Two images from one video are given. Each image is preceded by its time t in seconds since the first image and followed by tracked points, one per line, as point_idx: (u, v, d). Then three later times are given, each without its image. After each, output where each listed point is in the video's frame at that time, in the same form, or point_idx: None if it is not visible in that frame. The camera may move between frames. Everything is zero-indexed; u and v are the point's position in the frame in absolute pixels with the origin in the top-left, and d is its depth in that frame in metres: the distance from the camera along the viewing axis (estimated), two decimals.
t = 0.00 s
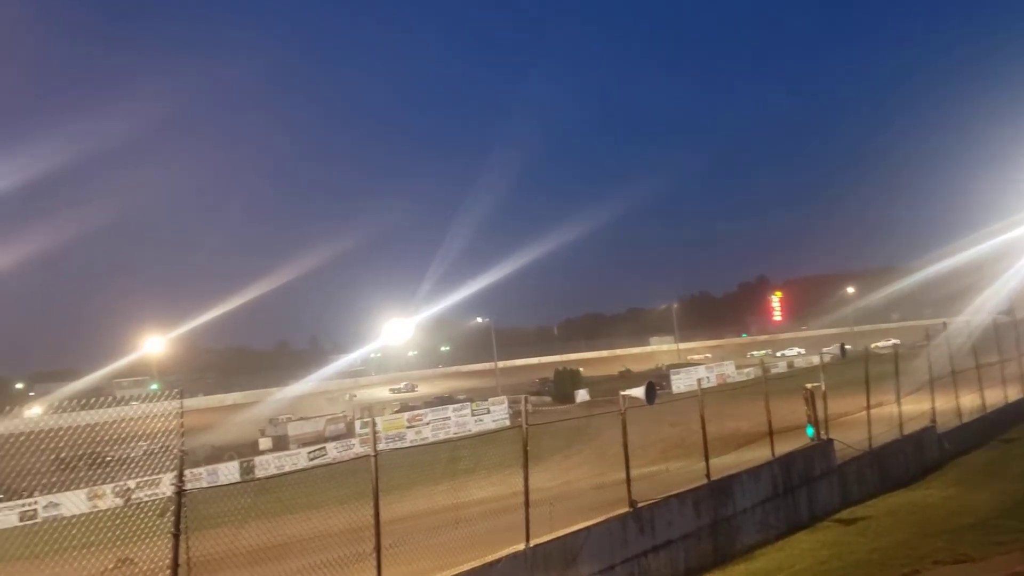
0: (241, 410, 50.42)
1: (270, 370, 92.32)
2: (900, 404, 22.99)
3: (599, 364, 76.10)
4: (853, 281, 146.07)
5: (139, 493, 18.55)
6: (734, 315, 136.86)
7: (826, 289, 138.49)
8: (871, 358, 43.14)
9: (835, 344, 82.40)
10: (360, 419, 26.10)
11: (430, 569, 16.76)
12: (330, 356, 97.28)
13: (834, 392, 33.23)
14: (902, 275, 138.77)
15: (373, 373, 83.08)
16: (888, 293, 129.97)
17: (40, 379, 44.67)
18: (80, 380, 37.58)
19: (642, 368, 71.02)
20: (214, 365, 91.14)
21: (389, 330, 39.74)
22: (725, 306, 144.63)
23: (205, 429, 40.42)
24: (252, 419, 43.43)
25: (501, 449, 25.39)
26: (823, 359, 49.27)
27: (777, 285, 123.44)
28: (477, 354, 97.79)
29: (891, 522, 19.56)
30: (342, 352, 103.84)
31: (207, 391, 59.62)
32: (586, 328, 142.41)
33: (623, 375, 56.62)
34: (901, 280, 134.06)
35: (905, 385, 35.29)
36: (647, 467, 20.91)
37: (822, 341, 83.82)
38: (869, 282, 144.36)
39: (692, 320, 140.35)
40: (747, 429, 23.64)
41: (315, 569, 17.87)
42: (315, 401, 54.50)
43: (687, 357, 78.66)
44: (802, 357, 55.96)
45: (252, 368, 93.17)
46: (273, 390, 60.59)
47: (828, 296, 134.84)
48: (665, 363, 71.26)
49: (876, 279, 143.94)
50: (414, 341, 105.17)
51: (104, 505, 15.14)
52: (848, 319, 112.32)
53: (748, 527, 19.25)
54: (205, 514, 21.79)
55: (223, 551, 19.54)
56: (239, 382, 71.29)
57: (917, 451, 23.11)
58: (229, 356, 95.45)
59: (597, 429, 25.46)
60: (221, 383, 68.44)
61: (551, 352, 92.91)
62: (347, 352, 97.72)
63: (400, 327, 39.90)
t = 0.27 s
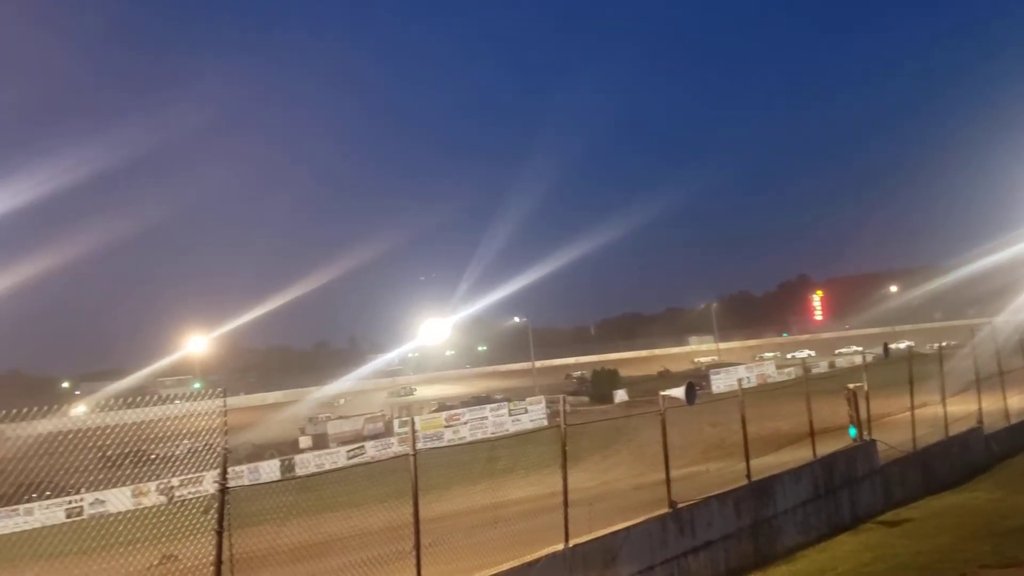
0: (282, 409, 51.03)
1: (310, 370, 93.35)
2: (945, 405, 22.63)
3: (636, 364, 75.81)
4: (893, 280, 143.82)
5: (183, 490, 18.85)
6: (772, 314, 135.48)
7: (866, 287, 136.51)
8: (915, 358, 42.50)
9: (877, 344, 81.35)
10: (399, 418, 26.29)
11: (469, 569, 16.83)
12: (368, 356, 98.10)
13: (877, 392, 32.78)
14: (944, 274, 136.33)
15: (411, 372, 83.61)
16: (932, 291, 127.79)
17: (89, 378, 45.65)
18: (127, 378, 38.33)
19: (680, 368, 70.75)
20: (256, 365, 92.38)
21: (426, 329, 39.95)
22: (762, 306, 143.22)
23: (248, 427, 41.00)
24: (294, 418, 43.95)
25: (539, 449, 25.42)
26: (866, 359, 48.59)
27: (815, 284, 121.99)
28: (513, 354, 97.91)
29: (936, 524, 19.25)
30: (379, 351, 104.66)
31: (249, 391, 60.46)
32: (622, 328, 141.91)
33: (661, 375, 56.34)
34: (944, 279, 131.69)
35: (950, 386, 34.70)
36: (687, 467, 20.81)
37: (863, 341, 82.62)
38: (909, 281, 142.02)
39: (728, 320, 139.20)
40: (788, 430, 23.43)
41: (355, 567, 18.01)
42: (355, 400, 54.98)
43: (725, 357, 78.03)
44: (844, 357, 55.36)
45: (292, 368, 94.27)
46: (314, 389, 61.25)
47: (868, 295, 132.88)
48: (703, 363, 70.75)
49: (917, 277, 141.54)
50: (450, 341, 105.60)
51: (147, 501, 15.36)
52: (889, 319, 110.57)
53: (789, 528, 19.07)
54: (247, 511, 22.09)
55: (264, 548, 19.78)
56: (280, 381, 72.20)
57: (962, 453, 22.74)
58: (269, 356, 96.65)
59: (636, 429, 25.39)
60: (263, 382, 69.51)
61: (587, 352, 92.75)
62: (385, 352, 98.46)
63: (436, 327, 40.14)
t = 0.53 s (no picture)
0: (328, 408, 51.64)
1: (355, 369, 94.33)
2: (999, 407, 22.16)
3: (679, 365, 75.30)
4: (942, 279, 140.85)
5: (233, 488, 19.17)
6: (816, 315, 133.59)
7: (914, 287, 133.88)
8: (969, 359, 41.59)
9: (928, 346, 79.78)
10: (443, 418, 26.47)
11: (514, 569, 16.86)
12: (411, 356, 98.82)
13: (929, 394, 32.18)
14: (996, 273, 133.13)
15: (454, 373, 84.05)
16: (984, 290, 124.89)
17: (144, 378, 46.70)
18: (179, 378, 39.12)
19: (725, 369, 70.17)
20: (303, 365, 93.61)
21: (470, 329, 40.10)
22: (807, 306, 141.28)
23: (296, 426, 41.58)
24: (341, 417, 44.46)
25: (584, 450, 25.43)
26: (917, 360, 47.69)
27: (861, 283, 119.94)
28: (555, 355, 97.85)
29: (990, 529, 18.86)
30: (422, 352, 105.38)
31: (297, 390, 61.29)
32: (663, 328, 141.03)
33: (707, 377, 55.91)
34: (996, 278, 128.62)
35: (1004, 387, 33.93)
36: (733, 469, 20.64)
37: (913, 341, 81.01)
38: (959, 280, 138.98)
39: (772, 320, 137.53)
40: (837, 431, 23.13)
41: (400, 566, 18.13)
42: (400, 400, 55.43)
43: (770, 357, 77.13)
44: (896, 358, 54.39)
45: (337, 368, 95.33)
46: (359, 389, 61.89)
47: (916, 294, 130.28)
48: (748, 364, 70.02)
49: (968, 276, 138.45)
50: (492, 341, 105.89)
51: (198, 499, 15.70)
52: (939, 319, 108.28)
53: (838, 531, 18.82)
54: (295, 509, 22.39)
55: (311, 546, 20.02)
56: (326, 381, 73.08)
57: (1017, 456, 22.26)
58: (315, 357, 97.87)
59: (681, 431, 25.26)
60: (311, 382, 70.64)
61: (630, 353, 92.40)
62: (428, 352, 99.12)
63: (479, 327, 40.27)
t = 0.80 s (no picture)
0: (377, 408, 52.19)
1: (402, 369, 95.18)
2: None
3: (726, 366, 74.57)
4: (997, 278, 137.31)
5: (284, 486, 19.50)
6: (866, 314, 131.23)
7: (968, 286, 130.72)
8: None
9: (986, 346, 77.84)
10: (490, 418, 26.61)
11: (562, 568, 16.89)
12: (457, 356, 99.37)
13: (986, 395, 31.48)
14: None
15: (499, 373, 84.32)
16: None
17: (199, 377, 47.72)
18: (232, 376, 39.88)
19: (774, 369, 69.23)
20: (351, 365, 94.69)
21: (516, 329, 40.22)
22: (856, 306, 138.83)
23: (346, 425, 42.10)
24: (390, 416, 44.89)
25: (631, 451, 25.38)
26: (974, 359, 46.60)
27: (912, 282, 117.48)
28: (600, 356, 97.57)
29: None
30: (467, 352, 105.91)
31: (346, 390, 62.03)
32: (707, 329, 139.81)
33: (756, 377, 55.28)
34: None
35: None
36: (784, 470, 20.44)
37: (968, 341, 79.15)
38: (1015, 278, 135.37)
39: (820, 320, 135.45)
40: (890, 433, 22.77)
41: (448, 565, 18.21)
42: (447, 400, 55.81)
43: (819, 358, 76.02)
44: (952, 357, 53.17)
45: (384, 368, 96.24)
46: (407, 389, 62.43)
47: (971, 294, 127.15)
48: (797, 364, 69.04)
49: None
50: (537, 341, 105.97)
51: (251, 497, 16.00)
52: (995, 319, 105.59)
53: (892, 533, 18.52)
54: (344, 508, 22.68)
55: (361, 544, 20.26)
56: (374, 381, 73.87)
57: None
58: (362, 357, 98.96)
59: (731, 431, 25.09)
60: (359, 381, 71.42)
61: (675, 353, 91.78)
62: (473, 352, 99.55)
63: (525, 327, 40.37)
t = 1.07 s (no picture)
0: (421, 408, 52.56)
1: (445, 370, 95.70)
2: None
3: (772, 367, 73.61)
4: None
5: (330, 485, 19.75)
6: (916, 314, 128.48)
7: None
8: None
9: None
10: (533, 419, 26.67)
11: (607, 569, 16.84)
12: (499, 357, 99.57)
13: None
14: None
15: (541, 373, 84.33)
16: None
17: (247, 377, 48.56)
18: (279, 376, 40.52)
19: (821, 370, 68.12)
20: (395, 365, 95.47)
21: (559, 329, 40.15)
22: (906, 305, 135.98)
23: (391, 425, 42.49)
24: (435, 417, 45.19)
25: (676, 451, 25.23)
26: None
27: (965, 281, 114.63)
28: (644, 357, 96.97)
29: None
30: (510, 353, 106.08)
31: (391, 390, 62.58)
32: (753, 329, 138.07)
33: (803, 378, 54.54)
34: None
35: None
36: (832, 472, 20.14)
37: None
38: None
39: (868, 320, 132.86)
40: (942, 434, 22.32)
41: (493, 564, 18.33)
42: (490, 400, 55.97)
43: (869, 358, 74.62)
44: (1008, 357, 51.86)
45: (428, 368, 96.81)
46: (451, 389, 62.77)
47: None
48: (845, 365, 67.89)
49: None
50: (579, 341, 105.68)
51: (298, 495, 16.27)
52: None
53: (944, 536, 18.13)
54: (389, 507, 22.90)
55: (406, 543, 20.45)
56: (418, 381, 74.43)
57: None
58: (406, 357, 99.71)
59: (777, 432, 24.80)
60: (403, 382, 72.04)
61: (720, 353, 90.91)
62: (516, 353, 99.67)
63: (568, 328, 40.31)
